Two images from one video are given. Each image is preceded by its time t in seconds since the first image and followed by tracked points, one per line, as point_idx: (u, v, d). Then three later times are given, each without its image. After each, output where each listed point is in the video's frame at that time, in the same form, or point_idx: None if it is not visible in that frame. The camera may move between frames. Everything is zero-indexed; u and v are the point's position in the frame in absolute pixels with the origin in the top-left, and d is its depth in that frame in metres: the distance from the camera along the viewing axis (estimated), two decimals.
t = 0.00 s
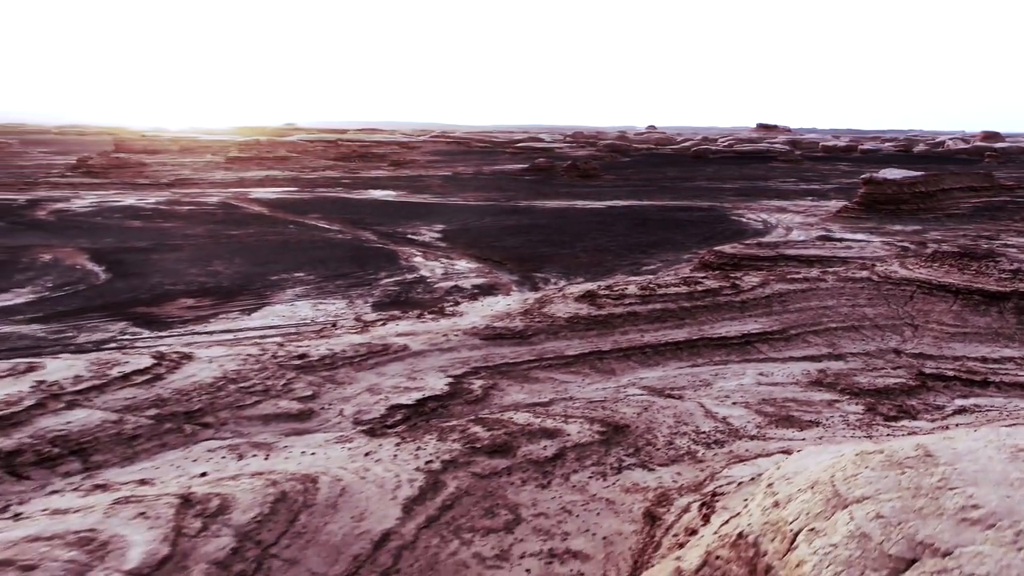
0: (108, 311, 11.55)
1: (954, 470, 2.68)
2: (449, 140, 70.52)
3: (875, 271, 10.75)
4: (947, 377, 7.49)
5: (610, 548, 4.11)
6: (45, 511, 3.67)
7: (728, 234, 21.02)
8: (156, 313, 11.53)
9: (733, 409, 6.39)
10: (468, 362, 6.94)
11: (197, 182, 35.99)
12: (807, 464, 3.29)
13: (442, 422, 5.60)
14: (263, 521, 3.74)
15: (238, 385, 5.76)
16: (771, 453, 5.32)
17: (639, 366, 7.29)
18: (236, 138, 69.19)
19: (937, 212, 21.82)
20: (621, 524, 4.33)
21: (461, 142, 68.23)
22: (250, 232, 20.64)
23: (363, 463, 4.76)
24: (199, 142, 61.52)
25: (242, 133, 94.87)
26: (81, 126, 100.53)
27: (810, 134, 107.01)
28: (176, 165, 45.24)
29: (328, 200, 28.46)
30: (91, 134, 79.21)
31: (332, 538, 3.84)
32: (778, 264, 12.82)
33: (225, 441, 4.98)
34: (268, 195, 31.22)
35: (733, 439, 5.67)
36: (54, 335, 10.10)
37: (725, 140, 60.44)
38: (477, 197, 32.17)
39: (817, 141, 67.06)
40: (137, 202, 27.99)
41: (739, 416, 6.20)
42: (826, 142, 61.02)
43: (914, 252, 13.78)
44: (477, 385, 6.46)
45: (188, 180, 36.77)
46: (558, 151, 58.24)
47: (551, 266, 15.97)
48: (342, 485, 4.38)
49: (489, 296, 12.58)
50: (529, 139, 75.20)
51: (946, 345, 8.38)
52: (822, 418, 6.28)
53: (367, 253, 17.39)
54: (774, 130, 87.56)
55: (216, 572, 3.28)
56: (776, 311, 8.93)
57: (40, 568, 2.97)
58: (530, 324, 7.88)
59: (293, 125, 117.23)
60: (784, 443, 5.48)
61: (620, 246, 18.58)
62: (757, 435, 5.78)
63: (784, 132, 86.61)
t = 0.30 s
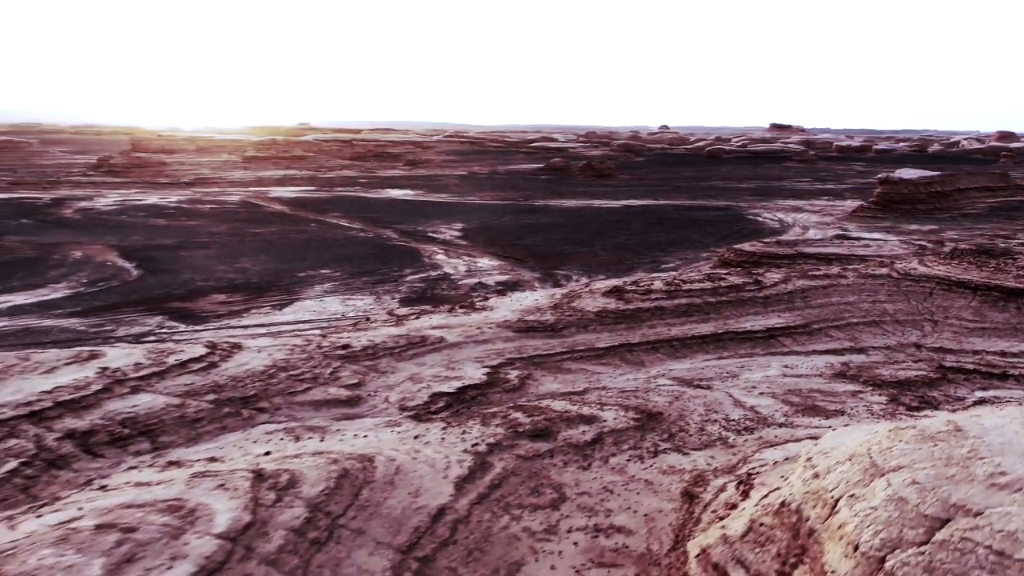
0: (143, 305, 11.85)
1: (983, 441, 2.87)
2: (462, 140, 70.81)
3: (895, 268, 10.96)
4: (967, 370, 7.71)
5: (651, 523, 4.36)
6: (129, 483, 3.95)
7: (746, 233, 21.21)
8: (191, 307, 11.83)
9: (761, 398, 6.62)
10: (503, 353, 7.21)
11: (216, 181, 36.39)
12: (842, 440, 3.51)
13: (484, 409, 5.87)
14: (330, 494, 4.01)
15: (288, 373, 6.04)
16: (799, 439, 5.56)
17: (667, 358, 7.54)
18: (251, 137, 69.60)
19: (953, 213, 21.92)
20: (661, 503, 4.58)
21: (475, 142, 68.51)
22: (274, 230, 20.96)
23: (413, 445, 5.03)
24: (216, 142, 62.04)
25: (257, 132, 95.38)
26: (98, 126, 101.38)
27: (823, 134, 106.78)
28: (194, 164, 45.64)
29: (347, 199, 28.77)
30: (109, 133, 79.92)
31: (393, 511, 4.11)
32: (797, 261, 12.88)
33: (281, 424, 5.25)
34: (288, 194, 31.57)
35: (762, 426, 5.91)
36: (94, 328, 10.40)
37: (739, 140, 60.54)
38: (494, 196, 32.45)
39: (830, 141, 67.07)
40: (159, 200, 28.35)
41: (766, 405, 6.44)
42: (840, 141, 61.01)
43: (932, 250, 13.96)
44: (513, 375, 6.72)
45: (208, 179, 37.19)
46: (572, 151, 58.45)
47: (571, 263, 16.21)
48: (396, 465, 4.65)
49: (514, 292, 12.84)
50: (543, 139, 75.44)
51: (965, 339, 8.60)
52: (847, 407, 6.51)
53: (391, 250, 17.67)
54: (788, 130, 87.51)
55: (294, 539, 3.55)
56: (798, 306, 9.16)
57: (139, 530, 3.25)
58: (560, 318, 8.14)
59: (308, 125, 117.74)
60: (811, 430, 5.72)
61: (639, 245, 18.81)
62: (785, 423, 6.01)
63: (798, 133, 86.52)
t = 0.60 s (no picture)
0: (179, 301, 12.16)
1: (1011, 416, 3.10)
2: (477, 139, 71.10)
3: (915, 265, 11.17)
4: (987, 363, 7.93)
5: (691, 501, 4.62)
6: (208, 458, 4.24)
7: (764, 232, 21.41)
8: (226, 302, 12.15)
9: (788, 388, 6.87)
10: (538, 344, 7.48)
11: (236, 180, 36.77)
12: (877, 418, 3.76)
13: (525, 396, 6.15)
14: (393, 469, 4.29)
15: (337, 361, 6.32)
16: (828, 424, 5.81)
17: (696, 351, 7.79)
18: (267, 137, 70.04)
19: (970, 212, 22.01)
20: (699, 482, 4.84)
21: (490, 142, 68.78)
22: (298, 228, 21.29)
23: (462, 427, 5.32)
24: (234, 141, 62.67)
25: (272, 132, 95.88)
26: (114, 125, 102.04)
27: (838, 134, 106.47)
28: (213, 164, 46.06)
29: (367, 198, 29.09)
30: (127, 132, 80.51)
31: (452, 486, 4.40)
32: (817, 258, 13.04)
33: (335, 408, 5.53)
34: (309, 193, 31.96)
35: (791, 414, 6.16)
36: (135, 321, 10.72)
37: (753, 140, 60.61)
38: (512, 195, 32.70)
39: (845, 140, 67.01)
40: (183, 199, 28.74)
41: (793, 394, 6.69)
42: (855, 141, 60.93)
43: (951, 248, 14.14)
44: (549, 365, 7.00)
45: (229, 178, 37.57)
46: (587, 150, 58.65)
47: (593, 261, 16.46)
48: (449, 445, 4.94)
49: (538, 288, 13.10)
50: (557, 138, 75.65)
51: (985, 334, 8.81)
52: (872, 397, 6.75)
53: (414, 248, 17.96)
54: (802, 130, 87.44)
55: (366, 507, 3.84)
56: (821, 301, 9.40)
57: (230, 496, 3.53)
58: (591, 312, 8.40)
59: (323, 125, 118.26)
60: (839, 417, 5.96)
61: (659, 243, 19.03)
62: (813, 410, 6.26)
63: (813, 133, 86.29)
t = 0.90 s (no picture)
0: (211, 296, 12.44)
1: None
2: (491, 139, 71.37)
3: (934, 262, 11.36)
4: (1007, 356, 8.12)
5: (726, 481, 4.87)
6: (273, 437, 4.51)
7: (780, 231, 21.57)
8: (257, 298, 12.44)
9: (813, 379, 7.11)
10: (569, 337, 7.74)
11: (255, 179, 37.11)
12: (906, 399, 3.99)
13: (560, 385, 6.40)
14: (446, 449, 4.55)
15: (379, 351, 6.59)
16: (854, 412, 6.04)
17: (722, 343, 8.03)
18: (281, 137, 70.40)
19: (986, 211, 22.11)
20: (733, 464, 5.09)
21: (503, 142, 69.05)
22: (319, 227, 21.58)
23: (504, 412, 5.58)
24: (250, 141, 63.09)
25: (286, 132, 96.33)
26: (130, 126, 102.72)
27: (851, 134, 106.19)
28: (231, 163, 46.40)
29: (386, 197, 29.38)
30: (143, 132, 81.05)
31: (500, 465, 4.66)
32: (835, 256, 13.22)
33: (382, 394, 5.80)
34: (327, 192, 32.26)
35: (817, 403, 6.39)
36: (171, 315, 11.02)
37: (767, 140, 60.66)
38: (528, 194, 32.94)
39: (859, 140, 66.94)
40: (204, 198, 29.10)
41: (819, 385, 6.91)
42: (869, 141, 60.88)
43: (968, 246, 14.30)
44: (581, 355, 7.25)
45: (248, 177, 37.90)
46: (601, 150, 58.83)
47: (612, 259, 16.68)
48: (494, 428, 5.19)
49: (561, 284, 13.34)
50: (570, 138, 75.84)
51: (1004, 328, 9.01)
52: (894, 387, 6.97)
53: (436, 246, 18.23)
54: (815, 130, 87.36)
55: (425, 482, 4.10)
56: (842, 297, 9.62)
57: (302, 469, 3.80)
58: (618, 307, 8.66)
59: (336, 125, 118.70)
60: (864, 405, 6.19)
61: (677, 242, 19.24)
62: (838, 400, 6.49)
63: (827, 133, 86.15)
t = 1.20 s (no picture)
0: (241, 292, 12.71)
1: None
2: (503, 138, 71.59)
3: (951, 260, 11.55)
4: None
5: (756, 463, 5.11)
6: (329, 420, 4.78)
7: (796, 230, 21.72)
8: (285, 294, 12.72)
9: (836, 371, 7.34)
10: (597, 330, 7.99)
11: (272, 179, 37.43)
12: (932, 382, 4.21)
13: (592, 374, 6.66)
14: (492, 431, 4.82)
15: (418, 342, 6.86)
16: (877, 400, 6.27)
17: (745, 337, 8.26)
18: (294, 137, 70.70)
19: (1001, 211, 22.21)
20: (762, 448, 5.33)
21: (516, 141, 69.28)
22: (340, 225, 21.86)
23: (541, 399, 5.84)
24: (265, 141, 63.46)
25: (300, 131, 96.74)
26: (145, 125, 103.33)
27: (864, 133, 105.89)
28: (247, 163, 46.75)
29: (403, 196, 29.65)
30: (159, 132, 81.51)
31: (543, 447, 4.91)
32: (852, 254, 13.41)
33: (424, 382, 6.07)
34: (344, 191, 32.56)
35: (841, 392, 6.62)
36: (203, 310, 11.31)
37: (780, 140, 60.73)
38: (543, 193, 33.17)
39: (872, 139, 66.87)
40: (223, 196, 29.42)
41: (842, 376, 7.15)
42: (882, 141, 60.84)
43: (984, 244, 14.45)
44: (610, 347, 7.50)
45: (265, 177, 38.20)
46: (614, 150, 58.99)
47: (631, 257, 16.91)
48: (534, 413, 5.45)
49: (582, 280, 13.58)
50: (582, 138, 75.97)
51: (1020, 323, 9.20)
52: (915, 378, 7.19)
53: (456, 244, 18.49)
54: (828, 130, 87.27)
55: (476, 461, 4.36)
56: (861, 293, 9.84)
57: (365, 447, 4.07)
58: (643, 302, 8.91)
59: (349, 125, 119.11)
60: (886, 395, 6.42)
61: (693, 240, 19.44)
62: (860, 390, 6.72)
63: (839, 133, 86.02)
